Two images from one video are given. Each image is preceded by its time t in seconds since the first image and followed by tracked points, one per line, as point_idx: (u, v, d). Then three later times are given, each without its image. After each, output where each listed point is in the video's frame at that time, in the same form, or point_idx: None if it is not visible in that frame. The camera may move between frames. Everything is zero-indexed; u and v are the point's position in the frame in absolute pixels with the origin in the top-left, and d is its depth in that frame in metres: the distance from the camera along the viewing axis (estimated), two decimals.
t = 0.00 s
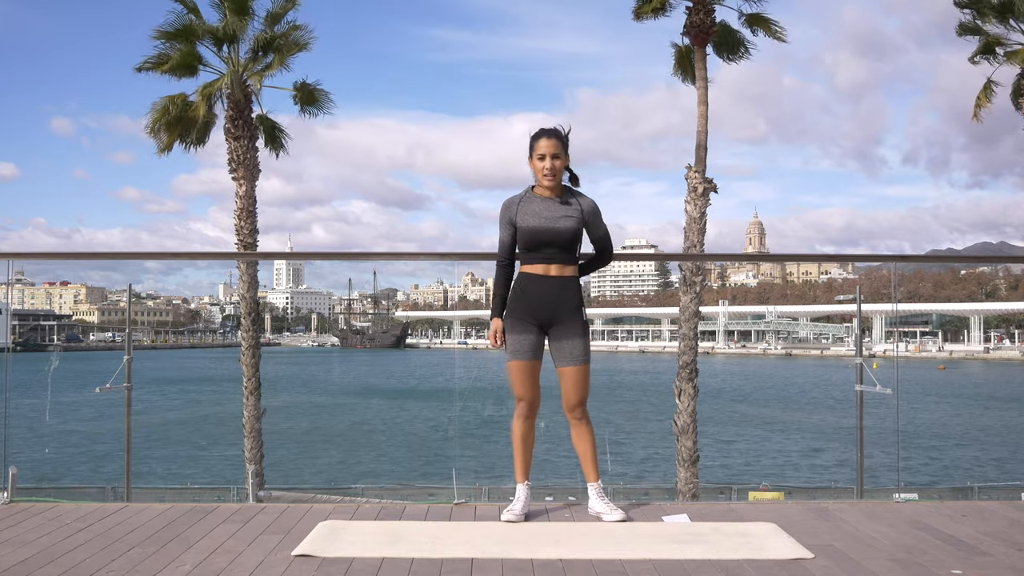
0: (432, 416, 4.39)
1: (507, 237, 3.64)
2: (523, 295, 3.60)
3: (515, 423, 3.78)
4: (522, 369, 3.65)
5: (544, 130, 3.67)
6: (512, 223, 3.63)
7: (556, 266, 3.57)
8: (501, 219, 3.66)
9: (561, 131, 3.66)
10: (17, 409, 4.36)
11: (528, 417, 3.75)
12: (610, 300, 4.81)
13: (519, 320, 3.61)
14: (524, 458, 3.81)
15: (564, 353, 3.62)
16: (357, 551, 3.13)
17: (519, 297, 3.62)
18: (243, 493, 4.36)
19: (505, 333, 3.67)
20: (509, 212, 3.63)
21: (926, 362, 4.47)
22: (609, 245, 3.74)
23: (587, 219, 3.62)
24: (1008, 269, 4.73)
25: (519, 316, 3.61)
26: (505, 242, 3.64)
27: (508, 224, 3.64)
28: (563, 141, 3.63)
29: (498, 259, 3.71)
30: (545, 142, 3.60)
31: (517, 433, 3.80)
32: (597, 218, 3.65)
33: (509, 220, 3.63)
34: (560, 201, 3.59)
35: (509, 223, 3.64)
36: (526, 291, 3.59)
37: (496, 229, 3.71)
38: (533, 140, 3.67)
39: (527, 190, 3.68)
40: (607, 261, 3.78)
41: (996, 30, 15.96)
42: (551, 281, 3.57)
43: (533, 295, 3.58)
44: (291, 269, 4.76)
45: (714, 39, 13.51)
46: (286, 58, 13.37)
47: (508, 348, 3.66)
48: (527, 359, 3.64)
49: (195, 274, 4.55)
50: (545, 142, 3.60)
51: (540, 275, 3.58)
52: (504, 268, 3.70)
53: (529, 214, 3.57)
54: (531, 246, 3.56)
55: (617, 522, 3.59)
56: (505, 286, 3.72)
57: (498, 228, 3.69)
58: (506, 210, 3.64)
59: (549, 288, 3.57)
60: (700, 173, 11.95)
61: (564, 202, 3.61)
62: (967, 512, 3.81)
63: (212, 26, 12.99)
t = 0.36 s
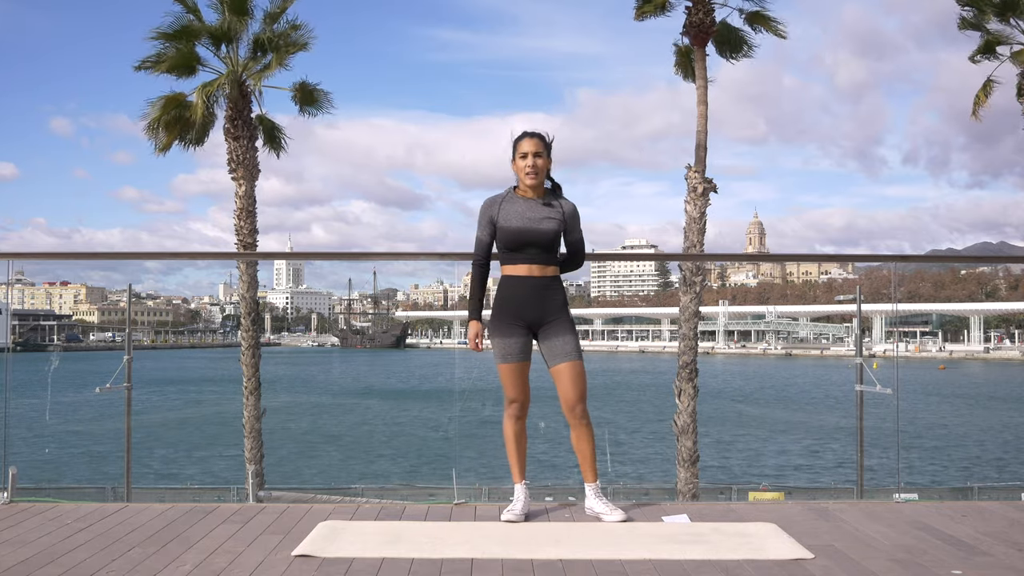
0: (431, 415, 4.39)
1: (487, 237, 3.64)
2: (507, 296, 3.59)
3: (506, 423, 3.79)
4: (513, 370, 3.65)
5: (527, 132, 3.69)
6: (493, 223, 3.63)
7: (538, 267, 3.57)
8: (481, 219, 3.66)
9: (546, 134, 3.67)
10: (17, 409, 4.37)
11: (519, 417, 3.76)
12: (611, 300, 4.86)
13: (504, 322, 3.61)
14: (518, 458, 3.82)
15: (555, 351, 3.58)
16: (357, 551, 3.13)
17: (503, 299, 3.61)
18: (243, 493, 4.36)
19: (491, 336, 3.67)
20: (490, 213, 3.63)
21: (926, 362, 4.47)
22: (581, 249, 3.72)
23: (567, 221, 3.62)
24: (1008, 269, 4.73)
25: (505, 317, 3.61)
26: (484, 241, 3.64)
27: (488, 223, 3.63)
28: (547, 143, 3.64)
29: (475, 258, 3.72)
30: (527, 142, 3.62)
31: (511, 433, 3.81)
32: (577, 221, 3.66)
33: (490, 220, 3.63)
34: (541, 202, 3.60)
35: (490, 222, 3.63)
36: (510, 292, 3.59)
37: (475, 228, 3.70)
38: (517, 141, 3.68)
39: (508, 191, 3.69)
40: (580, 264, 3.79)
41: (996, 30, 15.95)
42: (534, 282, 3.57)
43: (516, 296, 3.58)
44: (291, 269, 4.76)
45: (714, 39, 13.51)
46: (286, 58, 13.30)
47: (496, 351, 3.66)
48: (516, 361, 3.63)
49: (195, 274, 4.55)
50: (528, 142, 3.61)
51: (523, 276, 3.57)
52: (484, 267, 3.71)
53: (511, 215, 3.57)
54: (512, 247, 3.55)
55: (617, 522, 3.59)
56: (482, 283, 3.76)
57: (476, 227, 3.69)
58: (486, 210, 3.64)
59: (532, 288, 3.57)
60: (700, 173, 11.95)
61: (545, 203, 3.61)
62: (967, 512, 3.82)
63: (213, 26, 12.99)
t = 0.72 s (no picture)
0: (431, 415, 4.39)
1: (480, 236, 3.64)
2: (503, 297, 3.59)
3: (505, 423, 3.78)
4: (512, 370, 3.65)
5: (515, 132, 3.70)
6: (486, 222, 3.63)
7: (533, 266, 3.57)
8: (473, 219, 3.65)
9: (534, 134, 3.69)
10: (17, 409, 4.38)
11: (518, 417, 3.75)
12: (611, 300, 4.83)
13: (501, 324, 3.61)
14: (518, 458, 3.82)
15: (552, 349, 3.58)
16: (357, 551, 3.13)
17: (499, 301, 3.61)
18: (243, 493, 4.34)
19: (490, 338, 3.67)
20: (482, 213, 3.63)
21: (926, 362, 4.48)
22: (576, 246, 3.76)
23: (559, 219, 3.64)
24: (1008, 269, 4.73)
25: (502, 319, 3.61)
26: (477, 241, 3.63)
27: (480, 223, 3.63)
28: (536, 142, 3.64)
29: (467, 258, 3.70)
30: (516, 142, 3.62)
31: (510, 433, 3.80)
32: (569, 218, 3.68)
33: (482, 219, 3.63)
34: (534, 201, 3.61)
35: (482, 221, 3.63)
36: (505, 294, 3.59)
37: (466, 229, 3.70)
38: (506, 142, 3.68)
39: (499, 190, 3.68)
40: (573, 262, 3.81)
41: (996, 29, 15.94)
42: (529, 282, 3.57)
43: (512, 297, 3.57)
44: (291, 269, 4.76)
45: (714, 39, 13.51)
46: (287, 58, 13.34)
47: (495, 353, 3.66)
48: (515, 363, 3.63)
49: (194, 274, 4.55)
50: (518, 142, 3.62)
51: (519, 276, 3.57)
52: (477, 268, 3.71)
53: (504, 214, 3.58)
54: (506, 246, 3.55)
55: (618, 522, 3.59)
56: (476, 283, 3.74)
57: (468, 227, 3.68)
58: (478, 210, 3.64)
59: (528, 288, 3.56)
60: (700, 173, 11.95)
61: (537, 201, 3.62)
62: (967, 512, 3.81)
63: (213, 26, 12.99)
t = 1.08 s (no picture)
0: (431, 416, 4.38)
1: (482, 238, 3.64)
2: (505, 297, 3.60)
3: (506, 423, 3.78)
4: (513, 370, 3.66)
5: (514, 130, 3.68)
6: (488, 223, 3.63)
7: (536, 265, 3.57)
8: (475, 221, 3.65)
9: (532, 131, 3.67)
10: (17, 409, 4.38)
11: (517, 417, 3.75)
12: (612, 300, 4.86)
13: (503, 324, 3.62)
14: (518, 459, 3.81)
15: (549, 348, 3.57)
16: (357, 551, 3.13)
17: (501, 301, 3.62)
18: (243, 493, 4.34)
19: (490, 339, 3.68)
20: (483, 215, 3.63)
21: (926, 362, 4.47)
22: (585, 232, 3.80)
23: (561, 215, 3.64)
24: (1008, 269, 4.73)
25: (503, 319, 3.61)
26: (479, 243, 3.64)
27: (482, 224, 3.63)
28: (534, 139, 3.62)
29: (469, 259, 3.72)
30: (513, 140, 3.61)
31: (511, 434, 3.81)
32: (573, 211, 3.69)
33: (483, 221, 3.63)
34: (535, 200, 3.59)
35: (484, 223, 3.64)
36: (507, 294, 3.59)
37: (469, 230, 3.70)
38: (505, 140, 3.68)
39: (501, 190, 3.68)
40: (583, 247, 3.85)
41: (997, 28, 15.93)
42: (531, 280, 3.57)
43: (513, 296, 3.58)
44: (291, 269, 4.75)
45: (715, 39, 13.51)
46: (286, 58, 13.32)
47: (495, 353, 3.66)
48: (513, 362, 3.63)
49: (194, 274, 4.55)
50: (515, 139, 3.61)
51: (520, 276, 3.57)
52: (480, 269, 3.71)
53: (505, 215, 3.57)
54: (508, 248, 3.55)
55: (618, 522, 3.59)
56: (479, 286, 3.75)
57: (470, 229, 3.68)
58: (479, 212, 3.63)
59: (530, 287, 3.57)
60: (700, 173, 11.96)
61: (539, 199, 3.61)
62: (967, 512, 3.81)
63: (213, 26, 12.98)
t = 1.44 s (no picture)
0: (431, 416, 4.39)
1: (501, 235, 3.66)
2: (519, 295, 3.60)
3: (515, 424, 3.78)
4: (523, 370, 3.65)
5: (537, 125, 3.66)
6: (506, 221, 3.65)
7: (550, 265, 3.55)
8: (496, 217, 3.68)
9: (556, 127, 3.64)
10: (16, 409, 4.38)
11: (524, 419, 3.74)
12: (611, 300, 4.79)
13: (515, 324, 3.62)
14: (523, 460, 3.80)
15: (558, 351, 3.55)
16: (357, 551, 3.13)
17: (515, 300, 3.63)
18: (244, 493, 4.37)
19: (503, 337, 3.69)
20: (502, 211, 3.65)
21: (926, 362, 4.47)
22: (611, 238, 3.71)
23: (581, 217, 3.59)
24: (1008, 270, 4.73)
25: (515, 318, 3.62)
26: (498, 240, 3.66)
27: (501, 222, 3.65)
28: (553, 135, 3.59)
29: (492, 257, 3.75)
30: (532, 135, 3.59)
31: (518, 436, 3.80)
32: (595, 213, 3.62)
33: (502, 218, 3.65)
34: (552, 200, 3.58)
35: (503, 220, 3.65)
36: (521, 292, 3.60)
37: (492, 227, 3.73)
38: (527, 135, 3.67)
39: (521, 187, 3.69)
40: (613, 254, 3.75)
41: (997, 28, 15.93)
42: (545, 280, 3.56)
43: (527, 295, 3.58)
44: (291, 269, 4.73)
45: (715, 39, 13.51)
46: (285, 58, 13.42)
47: (508, 353, 3.67)
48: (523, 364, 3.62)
49: (194, 274, 4.55)
50: (534, 135, 3.59)
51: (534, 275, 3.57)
52: (501, 267, 3.73)
53: (521, 213, 3.57)
54: (523, 246, 3.56)
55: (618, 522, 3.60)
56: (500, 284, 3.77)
57: (492, 226, 3.72)
58: (499, 209, 3.66)
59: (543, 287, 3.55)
60: (700, 173, 11.96)
61: (556, 199, 3.59)
62: (967, 512, 3.82)
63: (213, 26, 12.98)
